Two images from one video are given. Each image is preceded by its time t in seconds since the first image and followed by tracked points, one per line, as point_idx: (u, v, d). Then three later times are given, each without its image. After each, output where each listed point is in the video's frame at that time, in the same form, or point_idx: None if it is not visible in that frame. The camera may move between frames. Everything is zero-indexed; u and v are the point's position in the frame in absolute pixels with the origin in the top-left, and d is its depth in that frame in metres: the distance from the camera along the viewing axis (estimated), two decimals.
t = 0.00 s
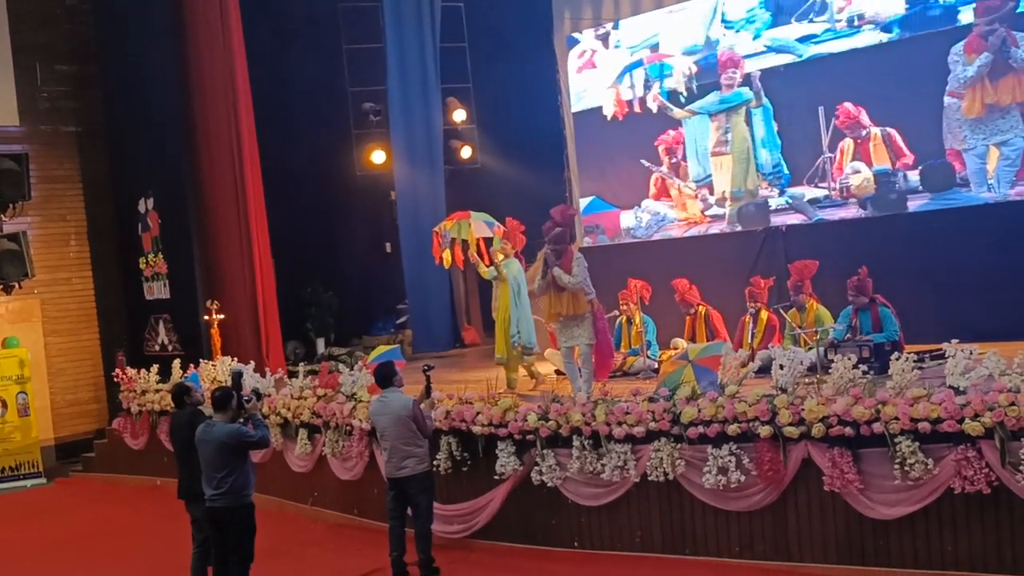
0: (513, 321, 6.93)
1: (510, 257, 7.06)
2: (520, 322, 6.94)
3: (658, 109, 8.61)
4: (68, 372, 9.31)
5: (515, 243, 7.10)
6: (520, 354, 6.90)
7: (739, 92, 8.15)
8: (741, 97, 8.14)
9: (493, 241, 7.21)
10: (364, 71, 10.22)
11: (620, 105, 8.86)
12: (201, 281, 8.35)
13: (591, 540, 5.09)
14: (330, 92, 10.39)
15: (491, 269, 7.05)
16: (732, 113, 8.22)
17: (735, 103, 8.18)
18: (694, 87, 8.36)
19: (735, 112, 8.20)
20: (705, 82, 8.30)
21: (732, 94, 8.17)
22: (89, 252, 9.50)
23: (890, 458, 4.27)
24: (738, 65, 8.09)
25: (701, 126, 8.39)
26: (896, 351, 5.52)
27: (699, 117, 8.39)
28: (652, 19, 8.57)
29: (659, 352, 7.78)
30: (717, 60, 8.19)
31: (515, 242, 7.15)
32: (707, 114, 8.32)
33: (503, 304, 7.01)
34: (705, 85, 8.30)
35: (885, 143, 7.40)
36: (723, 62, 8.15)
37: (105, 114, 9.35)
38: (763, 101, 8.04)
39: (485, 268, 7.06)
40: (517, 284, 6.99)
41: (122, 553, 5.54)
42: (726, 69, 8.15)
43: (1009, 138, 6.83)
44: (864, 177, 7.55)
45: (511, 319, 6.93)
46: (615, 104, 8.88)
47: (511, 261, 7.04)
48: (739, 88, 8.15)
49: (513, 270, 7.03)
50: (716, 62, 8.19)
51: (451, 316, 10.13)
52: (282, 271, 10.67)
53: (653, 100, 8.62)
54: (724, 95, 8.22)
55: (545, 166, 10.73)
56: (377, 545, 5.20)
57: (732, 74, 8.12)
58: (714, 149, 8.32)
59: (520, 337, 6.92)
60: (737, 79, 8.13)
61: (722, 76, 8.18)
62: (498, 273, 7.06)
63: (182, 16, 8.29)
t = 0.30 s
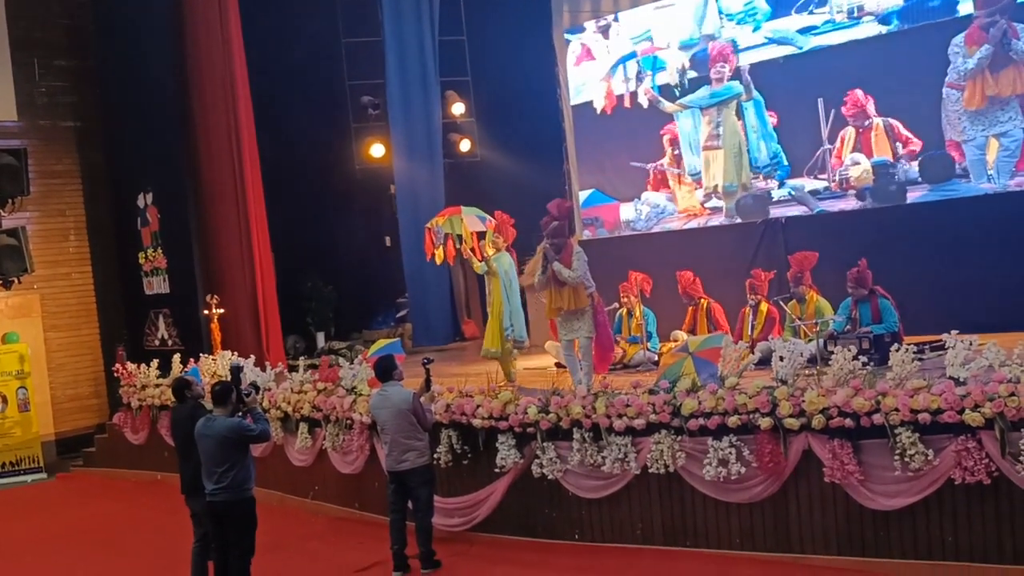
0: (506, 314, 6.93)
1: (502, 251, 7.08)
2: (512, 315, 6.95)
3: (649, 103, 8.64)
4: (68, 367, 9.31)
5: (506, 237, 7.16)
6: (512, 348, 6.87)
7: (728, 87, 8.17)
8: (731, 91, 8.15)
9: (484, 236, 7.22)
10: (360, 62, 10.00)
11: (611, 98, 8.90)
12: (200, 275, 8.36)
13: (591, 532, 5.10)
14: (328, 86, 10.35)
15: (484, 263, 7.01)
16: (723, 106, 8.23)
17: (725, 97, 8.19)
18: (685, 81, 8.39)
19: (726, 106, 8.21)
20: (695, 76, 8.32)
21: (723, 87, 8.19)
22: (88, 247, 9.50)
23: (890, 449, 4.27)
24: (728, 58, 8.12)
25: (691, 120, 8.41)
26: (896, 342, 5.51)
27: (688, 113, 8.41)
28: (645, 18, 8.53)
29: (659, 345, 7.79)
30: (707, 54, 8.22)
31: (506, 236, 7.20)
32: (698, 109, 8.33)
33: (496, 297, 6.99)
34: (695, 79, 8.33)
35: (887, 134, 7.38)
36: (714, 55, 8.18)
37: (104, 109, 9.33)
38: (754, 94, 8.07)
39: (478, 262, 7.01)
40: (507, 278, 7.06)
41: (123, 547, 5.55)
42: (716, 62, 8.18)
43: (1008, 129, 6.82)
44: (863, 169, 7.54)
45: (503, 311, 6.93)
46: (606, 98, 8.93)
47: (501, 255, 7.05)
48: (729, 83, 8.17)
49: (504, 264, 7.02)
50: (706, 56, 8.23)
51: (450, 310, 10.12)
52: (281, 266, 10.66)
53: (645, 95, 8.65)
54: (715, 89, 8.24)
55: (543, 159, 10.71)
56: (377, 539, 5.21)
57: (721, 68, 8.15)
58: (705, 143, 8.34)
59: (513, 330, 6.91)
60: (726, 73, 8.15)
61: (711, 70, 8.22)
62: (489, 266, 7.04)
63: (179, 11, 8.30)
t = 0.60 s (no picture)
0: (492, 312, 6.91)
1: (486, 249, 7.04)
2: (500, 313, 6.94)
3: (637, 103, 8.68)
4: (62, 367, 9.30)
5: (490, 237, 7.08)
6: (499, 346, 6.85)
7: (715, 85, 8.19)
8: (714, 90, 8.20)
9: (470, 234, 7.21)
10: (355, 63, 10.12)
11: (599, 98, 8.92)
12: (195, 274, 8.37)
13: (586, 530, 5.11)
14: (321, 84, 10.35)
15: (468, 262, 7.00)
16: (709, 105, 8.28)
17: (710, 96, 8.24)
18: (674, 78, 8.40)
19: (712, 105, 8.26)
20: (682, 75, 8.36)
21: (707, 87, 8.23)
22: (82, 247, 9.48)
23: (885, 446, 4.28)
24: (712, 56, 8.16)
25: (680, 119, 8.44)
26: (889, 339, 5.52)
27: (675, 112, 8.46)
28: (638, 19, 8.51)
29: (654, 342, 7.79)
30: (691, 54, 8.26)
31: (490, 234, 7.11)
32: (684, 107, 8.38)
33: (482, 296, 6.97)
34: (682, 78, 8.35)
35: (883, 130, 7.36)
36: (699, 54, 8.22)
37: (97, 108, 9.31)
38: (738, 92, 8.13)
39: (462, 261, 7.02)
40: (493, 275, 7.01)
41: (118, 548, 5.54)
42: (700, 61, 8.22)
43: (1000, 125, 6.84)
44: (856, 165, 7.53)
45: (490, 309, 6.92)
46: (594, 97, 8.94)
47: (486, 253, 7.01)
48: (714, 81, 8.19)
49: (488, 263, 6.98)
50: (690, 56, 8.27)
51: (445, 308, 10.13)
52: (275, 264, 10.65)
53: (633, 94, 8.66)
54: (700, 87, 8.28)
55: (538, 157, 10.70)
56: (373, 538, 5.21)
57: (706, 66, 8.18)
58: (692, 142, 8.39)
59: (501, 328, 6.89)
60: (711, 71, 8.19)
61: (696, 68, 8.25)
62: (474, 266, 7.02)
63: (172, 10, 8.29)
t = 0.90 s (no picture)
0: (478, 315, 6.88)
1: (472, 251, 7.00)
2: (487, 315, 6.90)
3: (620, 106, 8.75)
4: (55, 369, 9.29)
5: (474, 239, 7.06)
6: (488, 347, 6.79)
7: (694, 88, 8.30)
8: (691, 95, 8.32)
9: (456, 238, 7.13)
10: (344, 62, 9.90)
11: (582, 100, 8.99)
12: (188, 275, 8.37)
13: (580, 531, 5.11)
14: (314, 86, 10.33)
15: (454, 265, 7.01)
16: (690, 109, 8.37)
17: (690, 99, 8.34)
18: (656, 81, 8.49)
19: (693, 108, 8.35)
20: (663, 78, 8.45)
21: (687, 90, 8.33)
22: (75, 249, 9.48)
23: (877, 446, 4.29)
24: (693, 60, 8.26)
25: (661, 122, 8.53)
26: (881, 339, 5.53)
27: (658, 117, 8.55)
28: (631, 22, 8.53)
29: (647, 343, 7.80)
30: (671, 58, 8.36)
31: (475, 238, 7.09)
32: (666, 110, 8.47)
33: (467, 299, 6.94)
34: (664, 81, 8.44)
35: (875, 131, 7.38)
36: (680, 57, 8.32)
37: (89, 110, 9.30)
38: (715, 96, 8.24)
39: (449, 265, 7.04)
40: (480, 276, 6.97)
41: (110, 551, 5.54)
42: (681, 65, 8.32)
43: (992, 125, 6.85)
44: (849, 166, 7.56)
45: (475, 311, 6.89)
46: (577, 100, 9.01)
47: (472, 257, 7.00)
48: (693, 84, 8.30)
49: (472, 265, 6.96)
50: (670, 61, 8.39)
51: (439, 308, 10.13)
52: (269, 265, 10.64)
53: (616, 97, 8.74)
54: (681, 91, 8.37)
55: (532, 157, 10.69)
56: (367, 540, 5.21)
57: (687, 70, 8.29)
58: (675, 145, 8.46)
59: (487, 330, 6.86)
60: (691, 75, 8.29)
61: (677, 71, 8.35)
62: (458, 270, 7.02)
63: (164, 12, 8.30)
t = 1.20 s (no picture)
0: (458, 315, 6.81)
1: (454, 251, 6.94)
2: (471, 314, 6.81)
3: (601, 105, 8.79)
4: (44, 368, 9.27)
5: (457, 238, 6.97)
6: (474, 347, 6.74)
7: (670, 92, 8.37)
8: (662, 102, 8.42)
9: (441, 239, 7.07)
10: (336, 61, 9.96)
11: (562, 100, 9.05)
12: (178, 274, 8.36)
13: (570, 529, 5.12)
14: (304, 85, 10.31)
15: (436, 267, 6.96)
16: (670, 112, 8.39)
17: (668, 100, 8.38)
18: (635, 82, 8.56)
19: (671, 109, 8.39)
20: (644, 79, 8.52)
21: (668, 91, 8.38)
22: (64, 248, 9.45)
23: (866, 443, 4.30)
24: (673, 61, 8.32)
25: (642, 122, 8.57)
26: (870, 336, 5.53)
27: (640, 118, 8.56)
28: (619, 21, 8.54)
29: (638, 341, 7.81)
30: (653, 59, 8.42)
31: (460, 237, 7.03)
32: (647, 112, 8.50)
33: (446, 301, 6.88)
34: (644, 81, 8.51)
35: (863, 129, 7.40)
36: (660, 59, 8.39)
37: (78, 109, 9.28)
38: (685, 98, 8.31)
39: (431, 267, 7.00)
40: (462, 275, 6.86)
41: (98, 550, 5.53)
42: (661, 66, 8.38)
43: (981, 124, 6.87)
44: (838, 164, 7.58)
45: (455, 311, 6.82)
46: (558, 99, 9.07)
47: (455, 257, 6.92)
48: (675, 86, 8.34)
49: (453, 265, 6.87)
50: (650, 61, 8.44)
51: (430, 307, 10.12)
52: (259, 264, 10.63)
53: (597, 96, 8.79)
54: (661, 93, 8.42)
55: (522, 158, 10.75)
56: (357, 538, 5.21)
57: (667, 71, 8.35)
58: (659, 146, 8.47)
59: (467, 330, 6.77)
60: (672, 76, 8.34)
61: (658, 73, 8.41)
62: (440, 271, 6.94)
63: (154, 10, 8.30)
